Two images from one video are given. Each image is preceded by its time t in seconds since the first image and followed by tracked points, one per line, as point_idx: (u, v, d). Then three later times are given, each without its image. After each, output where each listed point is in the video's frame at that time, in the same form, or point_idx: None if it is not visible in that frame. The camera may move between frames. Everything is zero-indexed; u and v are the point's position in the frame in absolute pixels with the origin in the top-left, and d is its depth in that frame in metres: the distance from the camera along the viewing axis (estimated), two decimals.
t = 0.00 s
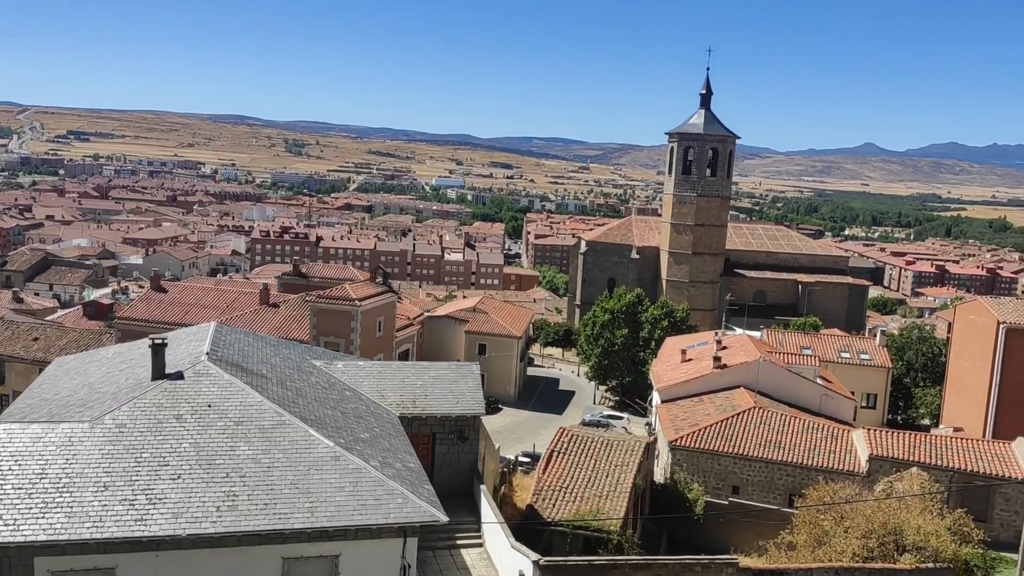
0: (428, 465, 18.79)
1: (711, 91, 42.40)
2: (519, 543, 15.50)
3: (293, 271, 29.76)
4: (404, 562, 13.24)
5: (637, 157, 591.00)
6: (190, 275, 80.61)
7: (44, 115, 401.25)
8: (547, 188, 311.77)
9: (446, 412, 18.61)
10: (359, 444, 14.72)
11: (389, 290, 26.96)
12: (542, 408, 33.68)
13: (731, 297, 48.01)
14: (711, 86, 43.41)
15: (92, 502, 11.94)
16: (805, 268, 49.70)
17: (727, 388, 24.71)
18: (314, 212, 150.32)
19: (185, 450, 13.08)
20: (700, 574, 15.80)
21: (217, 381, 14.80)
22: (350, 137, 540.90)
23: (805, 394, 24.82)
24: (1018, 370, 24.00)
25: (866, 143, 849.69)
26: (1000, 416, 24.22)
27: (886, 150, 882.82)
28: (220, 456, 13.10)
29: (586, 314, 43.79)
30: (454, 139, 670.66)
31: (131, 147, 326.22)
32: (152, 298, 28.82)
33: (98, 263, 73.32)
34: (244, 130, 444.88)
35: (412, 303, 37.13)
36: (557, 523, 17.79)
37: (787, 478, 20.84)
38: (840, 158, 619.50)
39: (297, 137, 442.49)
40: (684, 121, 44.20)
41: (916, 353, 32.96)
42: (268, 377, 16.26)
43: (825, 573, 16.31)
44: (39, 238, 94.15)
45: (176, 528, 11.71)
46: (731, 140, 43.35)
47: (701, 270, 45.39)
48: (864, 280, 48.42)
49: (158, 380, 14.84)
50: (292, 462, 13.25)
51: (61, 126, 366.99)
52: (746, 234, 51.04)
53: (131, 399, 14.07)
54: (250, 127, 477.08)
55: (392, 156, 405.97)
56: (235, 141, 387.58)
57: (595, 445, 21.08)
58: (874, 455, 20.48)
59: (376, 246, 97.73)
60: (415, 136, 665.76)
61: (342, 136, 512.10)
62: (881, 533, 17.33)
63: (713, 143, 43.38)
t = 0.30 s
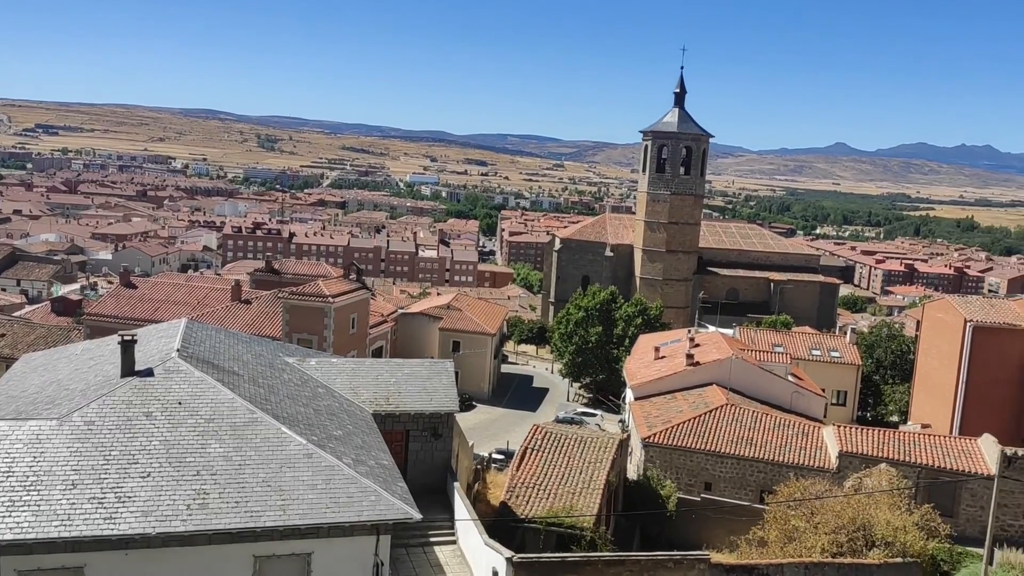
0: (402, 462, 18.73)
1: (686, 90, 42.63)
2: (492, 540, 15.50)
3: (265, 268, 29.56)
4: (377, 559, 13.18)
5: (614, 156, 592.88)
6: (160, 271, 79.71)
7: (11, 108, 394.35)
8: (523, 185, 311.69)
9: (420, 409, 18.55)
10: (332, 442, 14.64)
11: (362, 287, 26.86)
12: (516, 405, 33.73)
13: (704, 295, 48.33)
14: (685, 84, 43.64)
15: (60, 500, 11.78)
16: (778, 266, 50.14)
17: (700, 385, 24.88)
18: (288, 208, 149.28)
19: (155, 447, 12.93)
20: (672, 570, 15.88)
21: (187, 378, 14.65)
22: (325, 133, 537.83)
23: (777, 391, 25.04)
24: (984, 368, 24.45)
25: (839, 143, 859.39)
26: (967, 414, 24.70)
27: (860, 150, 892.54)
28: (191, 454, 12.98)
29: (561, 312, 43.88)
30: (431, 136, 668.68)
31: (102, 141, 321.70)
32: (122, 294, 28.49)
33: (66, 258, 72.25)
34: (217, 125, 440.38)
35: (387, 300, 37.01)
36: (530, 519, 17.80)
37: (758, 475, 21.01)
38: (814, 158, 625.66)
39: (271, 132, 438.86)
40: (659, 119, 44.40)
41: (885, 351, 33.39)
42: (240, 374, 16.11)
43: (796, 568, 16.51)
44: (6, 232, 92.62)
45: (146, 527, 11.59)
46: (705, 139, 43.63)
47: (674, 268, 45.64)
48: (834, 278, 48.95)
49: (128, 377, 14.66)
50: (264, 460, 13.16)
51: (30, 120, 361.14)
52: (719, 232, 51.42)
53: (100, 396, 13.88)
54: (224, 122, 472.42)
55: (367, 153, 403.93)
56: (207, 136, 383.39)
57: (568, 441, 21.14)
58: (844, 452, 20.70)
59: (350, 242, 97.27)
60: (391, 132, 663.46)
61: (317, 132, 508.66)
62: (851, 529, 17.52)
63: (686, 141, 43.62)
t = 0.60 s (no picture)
0: (383, 459, 18.67)
1: (669, 89, 42.74)
2: (474, 538, 15.48)
3: (247, 264, 29.39)
4: (357, 557, 13.11)
5: (598, 154, 593.93)
6: (139, 267, 79.06)
7: None
8: (506, 183, 311.63)
9: (402, 406, 18.50)
10: (313, 439, 14.59)
11: (344, 284, 26.77)
12: (498, 403, 33.74)
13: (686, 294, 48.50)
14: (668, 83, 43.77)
15: (37, 498, 11.66)
16: (759, 265, 50.40)
17: (682, 383, 24.97)
18: (269, 204, 148.50)
19: (134, 445, 12.83)
20: (653, 568, 15.94)
21: (167, 375, 14.53)
22: (309, 129, 535.51)
23: (759, 390, 25.17)
24: (961, 368, 24.75)
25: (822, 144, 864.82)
26: (945, 414, 25.00)
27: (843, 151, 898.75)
28: (171, 450, 12.88)
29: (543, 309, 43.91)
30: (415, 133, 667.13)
31: (82, 135, 318.38)
32: (100, 290, 28.23)
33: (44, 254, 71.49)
34: (198, 120, 437.02)
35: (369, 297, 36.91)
36: (511, 517, 17.81)
37: (739, 473, 21.12)
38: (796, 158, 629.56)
39: (254, 128, 436.04)
40: (642, 118, 44.50)
41: (865, 350, 33.64)
42: (220, 370, 16.00)
43: (775, 565, 16.63)
44: None
45: (126, 524, 11.50)
46: (687, 137, 43.77)
47: (657, 267, 45.76)
48: (815, 277, 49.25)
49: (107, 373, 14.51)
50: (245, 457, 13.08)
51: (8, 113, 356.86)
52: (701, 231, 51.64)
53: (79, 392, 13.75)
54: (206, 118, 468.96)
55: (350, 149, 402.36)
56: (188, 131, 380.30)
57: (551, 439, 21.15)
58: (824, 450, 20.82)
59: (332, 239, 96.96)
60: (375, 129, 662.07)
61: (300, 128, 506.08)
62: (830, 527, 17.65)
63: (669, 140, 43.76)
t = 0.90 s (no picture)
0: (366, 460, 18.60)
1: (652, 91, 42.88)
2: (457, 539, 15.46)
3: (228, 264, 29.26)
4: (339, 559, 13.05)
5: (583, 155, 595.01)
6: (120, 266, 78.52)
7: None
8: (491, 184, 311.31)
9: (385, 407, 18.45)
10: (295, 440, 14.51)
11: (327, 285, 26.68)
12: (480, 404, 33.73)
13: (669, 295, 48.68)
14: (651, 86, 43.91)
15: (15, 498, 11.54)
16: (742, 267, 50.62)
17: (665, 385, 25.05)
18: (252, 203, 147.76)
19: (114, 446, 12.72)
20: (635, 569, 15.99)
21: (147, 375, 14.40)
22: (293, 129, 533.49)
23: (740, 391, 25.30)
24: (940, 369, 24.98)
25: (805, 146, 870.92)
26: (926, 415, 25.22)
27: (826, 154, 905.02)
28: (150, 452, 12.78)
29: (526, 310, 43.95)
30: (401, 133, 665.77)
31: (62, 133, 315.48)
32: (80, 290, 28.01)
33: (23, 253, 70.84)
34: (181, 119, 433.90)
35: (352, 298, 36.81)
36: (494, 518, 17.80)
37: (721, 474, 21.20)
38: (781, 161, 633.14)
39: (237, 128, 433.65)
40: (626, 120, 44.62)
41: (846, 351, 33.91)
42: (201, 371, 15.88)
43: (757, 565, 16.72)
44: None
45: (104, 526, 11.40)
46: (671, 140, 43.94)
47: (640, 268, 45.86)
48: (796, 279, 49.53)
49: (86, 374, 14.37)
50: (226, 458, 13.01)
51: None
52: (684, 233, 51.84)
53: (57, 392, 13.62)
54: (188, 117, 465.94)
55: (333, 149, 400.85)
56: (170, 130, 377.39)
57: (534, 440, 21.17)
58: (804, 451, 20.95)
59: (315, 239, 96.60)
60: (360, 129, 660.12)
61: (284, 128, 503.79)
62: (810, 527, 17.77)
63: (653, 142, 43.91)
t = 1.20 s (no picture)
0: (347, 462, 18.54)
1: (635, 92, 43.00)
2: (438, 540, 15.42)
3: (209, 265, 29.09)
4: (320, 561, 12.99)
5: (567, 157, 596.00)
6: (98, 266, 77.91)
7: None
8: (474, 185, 310.92)
9: (366, 408, 18.38)
10: (276, 442, 14.41)
11: (309, 285, 26.57)
12: (462, 405, 33.70)
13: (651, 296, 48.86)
14: (634, 87, 44.03)
15: None
16: (723, 268, 50.86)
17: (646, 386, 25.11)
18: (233, 203, 146.97)
19: (92, 447, 12.60)
20: (617, 570, 15.99)
21: (126, 376, 14.26)
22: (276, 129, 531.28)
23: (722, 392, 25.42)
24: (920, 371, 25.19)
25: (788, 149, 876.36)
26: (904, 416, 25.46)
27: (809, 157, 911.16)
28: (129, 453, 12.66)
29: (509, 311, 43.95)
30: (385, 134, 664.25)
31: (41, 132, 312.37)
32: (58, 290, 27.75)
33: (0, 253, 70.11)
34: (162, 118, 430.69)
35: (334, 299, 36.69)
36: (475, 519, 17.77)
37: (702, 475, 21.31)
38: (763, 164, 636.78)
39: (219, 128, 431.05)
40: (608, 121, 44.71)
41: (826, 353, 34.15)
42: (181, 372, 15.75)
43: (737, 566, 16.81)
44: None
45: (82, 528, 11.30)
46: (653, 141, 44.08)
47: (622, 270, 45.97)
48: (777, 281, 49.82)
49: (64, 375, 14.22)
50: (205, 460, 12.91)
51: None
52: (666, 235, 52.04)
53: (35, 394, 13.47)
54: (170, 116, 462.81)
55: (316, 150, 399.39)
56: (150, 130, 374.48)
57: (516, 441, 21.17)
58: (785, 452, 21.06)
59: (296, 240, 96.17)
60: (344, 130, 658.07)
61: (266, 128, 501.32)
62: (790, 528, 17.86)
63: (635, 144, 44.03)
